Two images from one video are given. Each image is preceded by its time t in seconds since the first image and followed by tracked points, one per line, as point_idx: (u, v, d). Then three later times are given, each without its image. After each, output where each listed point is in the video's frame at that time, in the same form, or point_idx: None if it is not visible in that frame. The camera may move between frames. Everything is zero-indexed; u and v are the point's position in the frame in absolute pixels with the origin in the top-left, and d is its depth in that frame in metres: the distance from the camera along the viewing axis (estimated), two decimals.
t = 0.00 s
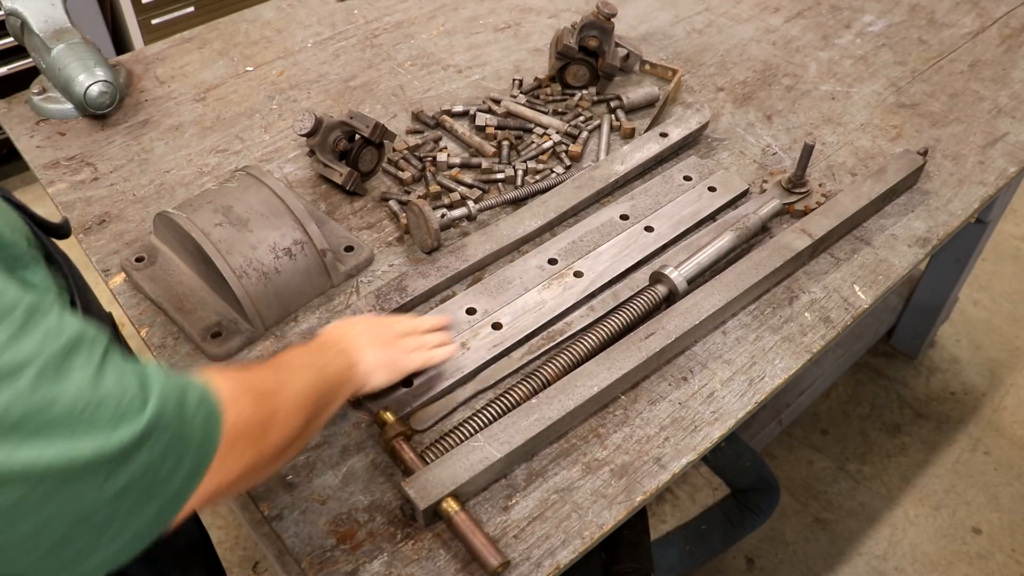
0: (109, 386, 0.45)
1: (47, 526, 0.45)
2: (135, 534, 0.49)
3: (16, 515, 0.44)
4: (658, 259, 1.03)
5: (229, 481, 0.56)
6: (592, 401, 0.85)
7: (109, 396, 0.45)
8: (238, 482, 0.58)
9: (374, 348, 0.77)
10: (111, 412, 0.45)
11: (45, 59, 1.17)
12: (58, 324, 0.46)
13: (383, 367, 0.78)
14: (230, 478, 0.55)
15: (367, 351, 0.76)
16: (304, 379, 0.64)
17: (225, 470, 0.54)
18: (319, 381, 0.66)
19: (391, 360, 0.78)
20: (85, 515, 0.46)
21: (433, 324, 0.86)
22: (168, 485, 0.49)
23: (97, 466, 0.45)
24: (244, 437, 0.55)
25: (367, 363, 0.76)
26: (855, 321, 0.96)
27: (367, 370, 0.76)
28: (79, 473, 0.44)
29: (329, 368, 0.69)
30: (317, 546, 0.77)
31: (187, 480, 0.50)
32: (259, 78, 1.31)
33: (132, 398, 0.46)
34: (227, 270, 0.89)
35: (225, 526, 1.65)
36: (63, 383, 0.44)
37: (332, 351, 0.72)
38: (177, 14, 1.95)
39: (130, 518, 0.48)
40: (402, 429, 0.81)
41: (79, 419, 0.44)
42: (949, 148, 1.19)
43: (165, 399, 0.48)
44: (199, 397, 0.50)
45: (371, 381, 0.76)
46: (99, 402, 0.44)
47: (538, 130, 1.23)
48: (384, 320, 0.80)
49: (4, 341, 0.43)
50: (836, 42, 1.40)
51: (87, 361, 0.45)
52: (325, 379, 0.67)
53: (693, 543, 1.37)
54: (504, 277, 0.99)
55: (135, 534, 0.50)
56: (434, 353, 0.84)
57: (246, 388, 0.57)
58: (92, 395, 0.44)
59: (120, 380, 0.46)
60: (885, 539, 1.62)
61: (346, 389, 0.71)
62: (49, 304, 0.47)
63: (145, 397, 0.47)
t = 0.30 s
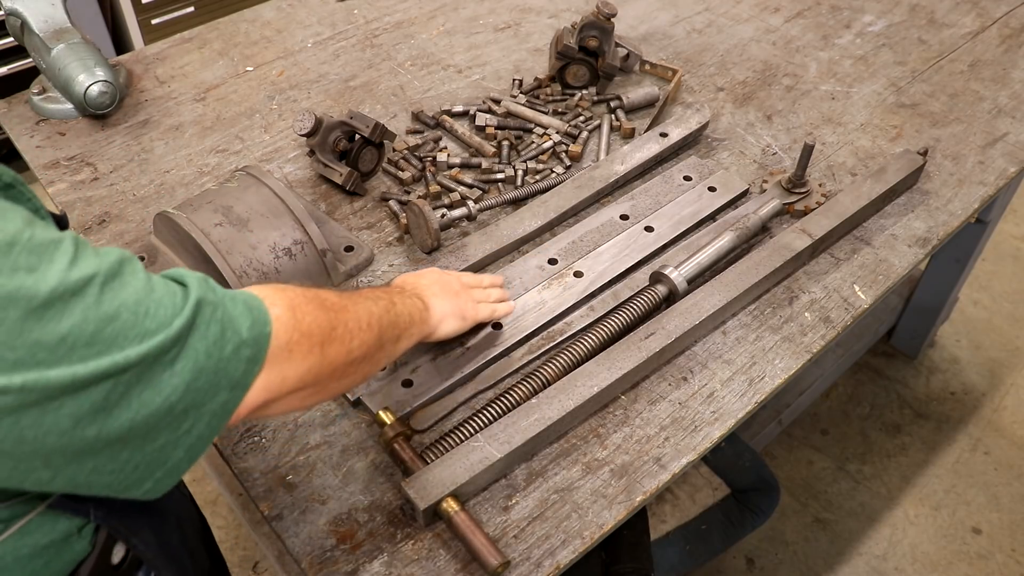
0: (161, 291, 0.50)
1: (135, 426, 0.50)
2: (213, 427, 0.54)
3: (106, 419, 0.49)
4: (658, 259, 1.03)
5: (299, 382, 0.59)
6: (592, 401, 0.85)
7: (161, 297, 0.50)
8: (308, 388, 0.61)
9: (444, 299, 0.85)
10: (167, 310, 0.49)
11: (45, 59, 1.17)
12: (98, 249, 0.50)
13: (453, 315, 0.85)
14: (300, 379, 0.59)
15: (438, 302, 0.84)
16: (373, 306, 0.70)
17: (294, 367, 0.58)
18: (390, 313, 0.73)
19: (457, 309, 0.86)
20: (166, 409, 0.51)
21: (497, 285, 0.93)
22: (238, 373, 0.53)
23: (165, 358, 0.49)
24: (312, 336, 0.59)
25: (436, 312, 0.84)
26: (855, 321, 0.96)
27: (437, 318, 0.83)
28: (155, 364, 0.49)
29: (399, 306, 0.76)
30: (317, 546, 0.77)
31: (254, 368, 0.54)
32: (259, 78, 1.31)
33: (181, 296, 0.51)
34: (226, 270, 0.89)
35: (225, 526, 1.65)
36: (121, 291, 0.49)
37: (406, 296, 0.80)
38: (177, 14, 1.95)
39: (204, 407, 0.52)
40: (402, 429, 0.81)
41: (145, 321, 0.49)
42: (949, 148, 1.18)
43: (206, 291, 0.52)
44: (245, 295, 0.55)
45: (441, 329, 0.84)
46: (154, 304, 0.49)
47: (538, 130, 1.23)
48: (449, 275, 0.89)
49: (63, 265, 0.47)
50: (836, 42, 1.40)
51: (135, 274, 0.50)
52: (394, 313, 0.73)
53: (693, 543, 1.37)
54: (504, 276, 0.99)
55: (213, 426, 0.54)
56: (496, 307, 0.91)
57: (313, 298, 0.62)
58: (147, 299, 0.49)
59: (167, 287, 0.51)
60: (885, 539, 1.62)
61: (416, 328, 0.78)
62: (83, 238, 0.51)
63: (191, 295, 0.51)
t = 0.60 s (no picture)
0: (141, 369, 0.47)
1: (87, 510, 0.47)
2: (167, 522, 0.51)
3: (58, 499, 0.45)
4: (658, 259, 1.03)
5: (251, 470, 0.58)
6: (592, 401, 0.85)
7: (142, 373, 0.47)
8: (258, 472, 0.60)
9: (389, 338, 0.79)
10: (144, 390, 0.47)
11: (45, 59, 1.17)
12: (89, 301, 0.47)
13: (398, 357, 0.79)
14: (251, 469, 0.58)
15: (383, 342, 0.78)
16: (326, 369, 0.66)
17: (247, 460, 0.56)
18: (335, 372, 0.68)
19: (404, 351, 0.80)
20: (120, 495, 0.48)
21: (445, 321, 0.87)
22: (196, 475, 0.51)
23: (134, 445, 0.46)
24: (259, 432, 0.56)
25: (384, 354, 0.78)
26: (855, 322, 0.96)
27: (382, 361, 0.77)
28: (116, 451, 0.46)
29: (343, 359, 0.70)
30: (317, 546, 0.77)
31: (211, 462, 0.51)
32: (259, 78, 1.31)
33: (159, 376, 0.48)
34: (226, 270, 0.89)
35: (225, 526, 1.65)
36: (99, 358, 0.45)
37: (350, 344, 0.73)
38: (177, 14, 1.95)
39: (157, 499, 0.49)
40: (402, 429, 0.81)
41: (115, 398, 0.45)
42: (949, 148, 1.18)
43: (186, 380, 0.49)
44: (223, 384, 0.52)
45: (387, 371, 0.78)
46: (131, 382, 0.46)
47: (538, 130, 1.23)
48: (400, 309, 0.81)
49: (39, 315, 0.44)
50: (836, 42, 1.40)
51: (120, 341, 0.47)
52: (345, 370, 0.69)
53: (693, 543, 1.37)
54: (504, 277, 0.99)
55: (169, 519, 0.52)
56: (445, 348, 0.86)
57: (271, 380, 0.59)
58: (125, 371, 0.46)
59: (147, 363, 0.48)
60: (885, 539, 1.62)
61: (362, 379, 0.73)
62: (79, 282, 0.48)
63: (173, 379, 0.49)
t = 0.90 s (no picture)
0: (64, 461, 0.49)
1: None
2: None
3: None
4: (658, 259, 1.03)
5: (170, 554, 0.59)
6: (592, 401, 0.85)
7: (62, 469, 0.49)
8: (184, 554, 0.61)
9: (291, 400, 0.79)
10: (57, 488, 0.48)
11: (45, 59, 1.17)
12: (36, 376, 0.49)
13: (302, 417, 0.79)
14: (170, 553, 0.59)
15: (283, 405, 0.78)
16: (227, 441, 0.68)
17: (162, 548, 0.57)
18: (236, 444, 0.68)
19: (310, 410, 0.80)
20: None
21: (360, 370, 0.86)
22: None
23: (34, 545, 0.47)
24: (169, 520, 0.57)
25: (284, 417, 0.78)
26: (855, 322, 0.96)
27: (283, 425, 0.78)
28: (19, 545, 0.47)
29: (243, 429, 0.71)
30: (317, 546, 0.77)
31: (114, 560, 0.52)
32: (259, 78, 1.31)
33: (82, 475, 0.49)
34: (226, 271, 0.89)
35: (225, 526, 1.65)
36: (23, 444, 0.47)
37: (247, 412, 0.75)
38: (177, 14, 1.95)
39: None
40: (402, 429, 0.81)
41: (26, 490, 0.47)
42: (949, 148, 1.18)
43: (112, 482, 0.51)
44: (144, 495, 0.54)
45: (290, 435, 0.79)
46: (46, 477, 0.48)
47: (539, 130, 1.23)
48: (304, 367, 0.83)
49: None
50: (836, 42, 1.40)
51: (51, 428, 0.49)
52: (247, 439, 0.71)
53: (693, 543, 1.37)
54: (504, 277, 0.99)
55: None
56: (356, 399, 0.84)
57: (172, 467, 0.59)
58: (44, 462, 0.48)
59: (72, 457, 0.49)
60: (885, 539, 1.62)
61: (265, 446, 0.74)
62: (39, 350, 0.50)
63: (93, 481, 0.50)
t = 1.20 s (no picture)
0: (103, 416, 0.46)
1: (35, 551, 0.45)
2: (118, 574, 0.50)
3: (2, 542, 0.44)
4: (658, 259, 1.03)
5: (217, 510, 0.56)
6: (592, 401, 0.85)
7: (102, 425, 0.46)
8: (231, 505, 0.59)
9: (343, 360, 0.76)
10: (102, 441, 0.45)
11: (45, 59, 1.17)
12: (60, 341, 0.47)
13: (355, 379, 0.77)
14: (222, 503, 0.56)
15: (336, 364, 0.76)
16: (283, 396, 0.65)
17: (215, 497, 0.55)
18: (292, 399, 0.66)
19: (363, 371, 0.78)
20: (62, 546, 0.46)
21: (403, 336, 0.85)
22: (151, 525, 0.50)
23: (84, 496, 0.45)
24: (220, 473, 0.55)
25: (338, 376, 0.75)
26: (855, 322, 0.96)
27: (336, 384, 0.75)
28: (66, 503, 0.45)
29: (298, 383, 0.69)
30: (317, 546, 0.77)
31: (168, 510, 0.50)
32: (259, 78, 1.31)
33: (123, 426, 0.47)
34: (227, 271, 0.89)
35: (225, 526, 1.65)
36: (58, 404, 0.45)
37: (302, 368, 0.71)
38: (177, 14, 1.95)
39: (110, 549, 0.48)
40: (402, 429, 0.81)
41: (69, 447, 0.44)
42: (949, 148, 1.18)
43: (152, 432, 0.48)
44: (195, 437, 0.51)
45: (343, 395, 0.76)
46: (87, 434, 0.45)
47: (539, 130, 1.23)
48: (353, 329, 0.80)
49: None
50: (836, 42, 1.40)
51: (84, 386, 0.46)
52: (303, 396, 0.68)
53: (693, 543, 1.37)
54: (504, 277, 0.99)
55: (123, 568, 0.50)
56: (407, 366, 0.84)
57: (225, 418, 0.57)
58: (83, 419, 0.45)
59: (111, 411, 0.46)
60: (885, 539, 1.62)
61: (319, 404, 0.71)
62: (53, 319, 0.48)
63: (135, 431, 0.47)
